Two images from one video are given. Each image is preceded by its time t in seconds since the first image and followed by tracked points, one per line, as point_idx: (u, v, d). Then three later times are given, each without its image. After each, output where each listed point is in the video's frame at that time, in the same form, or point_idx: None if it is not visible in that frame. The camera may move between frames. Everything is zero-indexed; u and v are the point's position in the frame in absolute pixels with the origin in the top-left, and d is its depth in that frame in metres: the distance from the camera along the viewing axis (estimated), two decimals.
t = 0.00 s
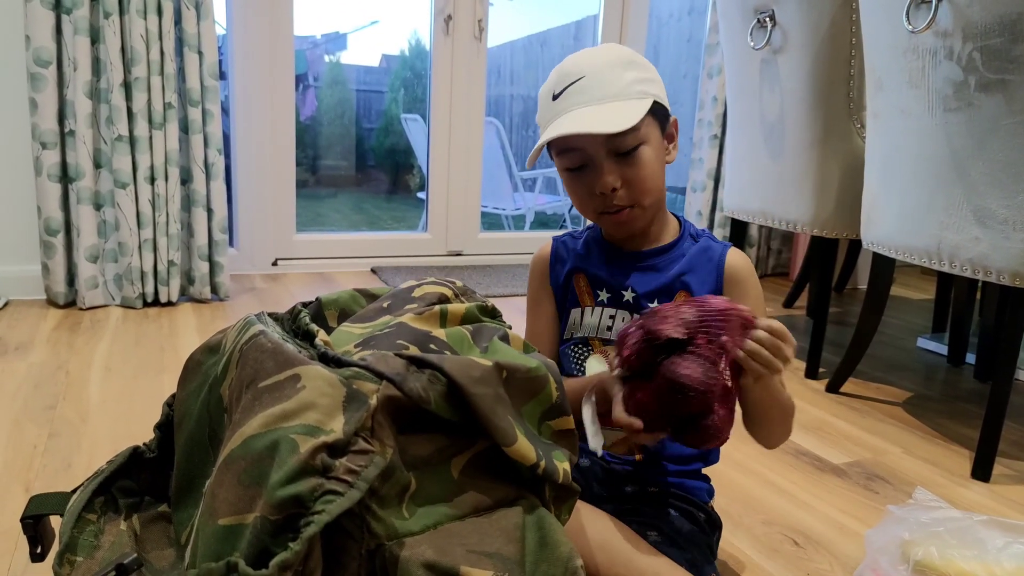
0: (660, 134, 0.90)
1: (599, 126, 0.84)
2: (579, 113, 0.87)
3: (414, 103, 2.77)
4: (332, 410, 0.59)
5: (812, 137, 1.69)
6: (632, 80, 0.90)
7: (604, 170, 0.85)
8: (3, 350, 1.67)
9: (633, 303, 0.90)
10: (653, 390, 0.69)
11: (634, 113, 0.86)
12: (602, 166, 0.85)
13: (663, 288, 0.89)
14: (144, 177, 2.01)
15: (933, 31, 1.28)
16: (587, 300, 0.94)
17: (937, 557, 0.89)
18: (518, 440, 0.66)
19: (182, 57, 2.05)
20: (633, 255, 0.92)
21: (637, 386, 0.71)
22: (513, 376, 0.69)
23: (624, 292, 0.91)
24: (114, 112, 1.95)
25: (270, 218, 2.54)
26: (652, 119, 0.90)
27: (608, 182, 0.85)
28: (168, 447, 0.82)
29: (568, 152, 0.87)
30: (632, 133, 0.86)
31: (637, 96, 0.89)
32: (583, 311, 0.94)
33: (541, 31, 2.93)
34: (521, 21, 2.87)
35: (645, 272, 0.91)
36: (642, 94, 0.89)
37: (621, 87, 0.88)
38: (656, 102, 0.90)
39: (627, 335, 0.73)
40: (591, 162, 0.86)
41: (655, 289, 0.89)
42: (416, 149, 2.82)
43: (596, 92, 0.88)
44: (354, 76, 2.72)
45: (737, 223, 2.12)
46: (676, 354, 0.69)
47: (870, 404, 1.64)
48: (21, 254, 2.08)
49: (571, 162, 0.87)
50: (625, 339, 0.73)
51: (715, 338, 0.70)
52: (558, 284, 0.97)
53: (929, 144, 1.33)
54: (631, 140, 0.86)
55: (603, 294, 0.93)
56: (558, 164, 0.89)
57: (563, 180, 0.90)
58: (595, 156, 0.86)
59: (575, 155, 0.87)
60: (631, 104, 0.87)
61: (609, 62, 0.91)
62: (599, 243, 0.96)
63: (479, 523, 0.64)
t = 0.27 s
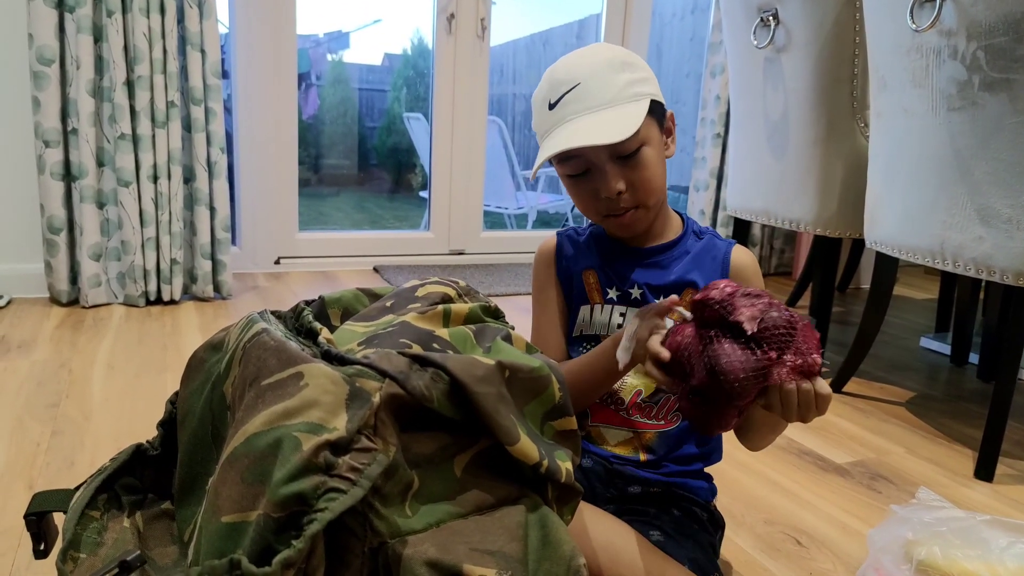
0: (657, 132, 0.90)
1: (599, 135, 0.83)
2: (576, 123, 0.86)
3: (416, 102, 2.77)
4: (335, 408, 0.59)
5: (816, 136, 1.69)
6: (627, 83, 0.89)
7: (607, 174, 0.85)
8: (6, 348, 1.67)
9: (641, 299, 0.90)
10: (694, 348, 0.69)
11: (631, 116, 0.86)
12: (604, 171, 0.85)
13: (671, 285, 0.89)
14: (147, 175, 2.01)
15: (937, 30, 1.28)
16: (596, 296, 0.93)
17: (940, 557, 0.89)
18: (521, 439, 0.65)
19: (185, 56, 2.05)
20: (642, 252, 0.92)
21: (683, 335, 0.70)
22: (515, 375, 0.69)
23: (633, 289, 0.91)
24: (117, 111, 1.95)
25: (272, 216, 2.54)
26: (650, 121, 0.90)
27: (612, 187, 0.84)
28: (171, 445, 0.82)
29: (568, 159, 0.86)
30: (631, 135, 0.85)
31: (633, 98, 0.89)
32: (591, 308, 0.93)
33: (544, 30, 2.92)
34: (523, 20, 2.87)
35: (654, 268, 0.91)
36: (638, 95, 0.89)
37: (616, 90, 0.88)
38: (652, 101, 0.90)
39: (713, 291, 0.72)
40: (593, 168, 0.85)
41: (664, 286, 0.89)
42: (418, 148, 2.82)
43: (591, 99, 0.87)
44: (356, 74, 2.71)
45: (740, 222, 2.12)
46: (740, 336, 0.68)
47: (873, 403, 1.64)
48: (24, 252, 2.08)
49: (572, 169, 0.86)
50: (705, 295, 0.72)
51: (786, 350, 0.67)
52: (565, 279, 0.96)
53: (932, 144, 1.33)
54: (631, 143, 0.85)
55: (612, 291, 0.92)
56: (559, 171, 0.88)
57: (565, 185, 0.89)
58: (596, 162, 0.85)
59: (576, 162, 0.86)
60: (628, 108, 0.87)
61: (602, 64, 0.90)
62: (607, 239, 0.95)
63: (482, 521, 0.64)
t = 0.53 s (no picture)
0: (674, 133, 0.90)
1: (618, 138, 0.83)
2: (597, 125, 0.86)
3: (421, 99, 2.77)
4: (339, 403, 0.59)
5: (822, 137, 1.69)
6: (650, 85, 0.89)
7: (625, 176, 0.85)
8: (11, 339, 1.67)
9: (651, 299, 0.90)
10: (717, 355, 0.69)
11: (651, 118, 0.86)
12: (622, 173, 0.85)
13: (682, 286, 0.89)
14: (153, 169, 2.01)
15: (946, 32, 1.27)
16: (605, 295, 0.93)
17: (943, 559, 0.88)
18: (525, 436, 0.66)
19: (192, 50, 2.05)
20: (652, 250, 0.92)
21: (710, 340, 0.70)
22: (520, 372, 0.69)
23: (643, 288, 0.91)
24: (123, 104, 1.95)
25: (277, 212, 2.54)
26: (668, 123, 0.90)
27: (629, 189, 0.85)
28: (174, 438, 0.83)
29: (586, 159, 0.86)
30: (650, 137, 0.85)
31: (653, 99, 0.88)
32: (600, 306, 0.93)
33: (550, 28, 2.92)
34: (530, 18, 2.87)
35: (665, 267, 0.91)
36: (658, 97, 0.89)
37: (635, 92, 0.88)
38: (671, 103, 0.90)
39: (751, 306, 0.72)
40: (611, 168, 0.85)
41: (674, 287, 0.89)
42: (424, 145, 2.82)
43: (613, 102, 0.87)
44: (362, 71, 2.72)
45: (745, 222, 2.12)
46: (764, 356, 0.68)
47: (876, 405, 1.64)
48: (29, 245, 2.09)
49: (589, 169, 0.86)
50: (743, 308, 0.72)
51: (804, 382, 0.67)
52: (576, 274, 0.95)
53: (940, 145, 1.32)
54: (650, 145, 0.85)
55: (622, 290, 0.92)
56: (575, 170, 0.88)
57: (580, 184, 0.89)
58: (615, 162, 0.85)
59: (595, 163, 0.85)
60: (650, 110, 0.87)
61: (625, 65, 0.90)
62: (618, 237, 0.95)
63: (485, 517, 0.64)
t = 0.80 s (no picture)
0: (693, 137, 0.90)
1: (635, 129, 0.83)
2: (612, 112, 0.86)
3: (424, 98, 2.77)
4: (341, 403, 0.60)
5: (824, 135, 1.68)
6: (672, 81, 0.88)
7: (633, 171, 0.85)
8: (14, 340, 1.68)
9: (650, 305, 0.90)
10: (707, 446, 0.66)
11: (673, 116, 0.85)
12: (632, 166, 0.85)
13: (681, 292, 0.89)
14: (156, 169, 2.02)
15: (947, 30, 1.27)
16: (605, 298, 0.93)
17: (946, 559, 0.88)
18: (527, 437, 0.66)
19: (194, 51, 2.06)
20: (653, 255, 0.92)
21: (699, 426, 0.67)
22: (521, 372, 0.69)
23: (643, 293, 0.90)
24: (126, 105, 1.96)
25: (279, 211, 2.55)
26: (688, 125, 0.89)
27: (635, 184, 0.85)
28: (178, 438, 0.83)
29: (599, 146, 0.86)
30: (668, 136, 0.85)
31: (677, 97, 0.88)
32: (599, 310, 0.93)
33: (552, 28, 2.92)
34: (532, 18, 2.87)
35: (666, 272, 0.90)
36: (683, 95, 0.88)
37: (660, 87, 0.87)
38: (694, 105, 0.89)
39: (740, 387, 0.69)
40: (623, 159, 0.85)
41: (673, 293, 0.89)
42: (426, 145, 2.82)
43: (632, 91, 0.87)
44: (364, 70, 2.72)
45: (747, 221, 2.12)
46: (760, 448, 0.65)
47: (879, 404, 1.63)
48: (32, 245, 2.09)
49: (600, 157, 0.86)
50: (732, 391, 0.69)
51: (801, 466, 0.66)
52: (577, 277, 0.96)
53: (942, 144, 1.32)
54: (665, 144, 0.85)
55: (621, 295, 0.92)
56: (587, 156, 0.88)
57: (590, 171, 0.89)
58: (627, 154, 0.85)
59: (605, 152, 0.86)
60: (668, 108, 0.86)
61: (652, 59, 0.89)
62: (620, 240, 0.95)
63: (487, 517, 0.64)
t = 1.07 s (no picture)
0: (731, 150, 0.88)
1: (679, 135, 0.80)
2: (655, 111, 0.83)
3: (426, 99, 2.77)
4: (343, 404, 0.60)
5: (825, 137, 1.69)
6: (721, 88, 0.86)
7: (668, 175, 0.83)
8: (16, 340, 1.68)
9: (664, 319, 0.90)
10: (731, 492, 0.66)
11: (717, 125, 0.83)
12: (666, 171, 0.83)
13: (696, 309, 0.89)
14: (158, 170, 2.02)
15: (948, 33, 1.28)
16: (616, 308, 0.92)
17: (946, 561, 0.88)
18: (528, 440, 0.66)
19: (196, 52, 2.06)
20: (670, 267, 0.91)
21: (724, 470, 0.67)
22: (523, 374, 0.69)
23: (658, 306, 0.90)
24: (128, 105, 1.96)
25: (281, 212, 2.55)
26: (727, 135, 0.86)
27: (668, 190, 0.83)
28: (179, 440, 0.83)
29: (635, 145, 0.83)
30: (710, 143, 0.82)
31: (723, 106, 0.85)
32: (610, 318, 0.93)
33: (554, 29, 2.93)
34: (534, 19, 2.87)
35: (683, 286, 0.90)
36: (727, 105, 0.85)
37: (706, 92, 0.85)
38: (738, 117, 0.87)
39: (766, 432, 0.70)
40: (658, 162, 0.83)
41: (688, 309, 0.89)
42: (427, 146, 2.82)
43: (677, 93, 0.84)
44: (366, 71, 2.72)
45: (748, 223, 2.12)
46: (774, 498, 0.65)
47: (880, 407, 1.63)
48: (35, 246, 2.10)
49: (634, 156, 0.83)
50: (761, 438, 0.69)
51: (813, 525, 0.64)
52: (588, 283, 0.94)
53: (943, 147, 1.32)
54: (706, 151, 0.83)
55: (633, 306, 0.92)
56: (618, 152, 0.85)
57: (619, 169, 0.87)
58: (663, 158, 0.82)
59: (641, 151, 0.83)
60: (716, 116, 0.84)
61: (702, 62, 0.86)
62: (635, 246, 0.94)
63: (488, 518, 0.64)
